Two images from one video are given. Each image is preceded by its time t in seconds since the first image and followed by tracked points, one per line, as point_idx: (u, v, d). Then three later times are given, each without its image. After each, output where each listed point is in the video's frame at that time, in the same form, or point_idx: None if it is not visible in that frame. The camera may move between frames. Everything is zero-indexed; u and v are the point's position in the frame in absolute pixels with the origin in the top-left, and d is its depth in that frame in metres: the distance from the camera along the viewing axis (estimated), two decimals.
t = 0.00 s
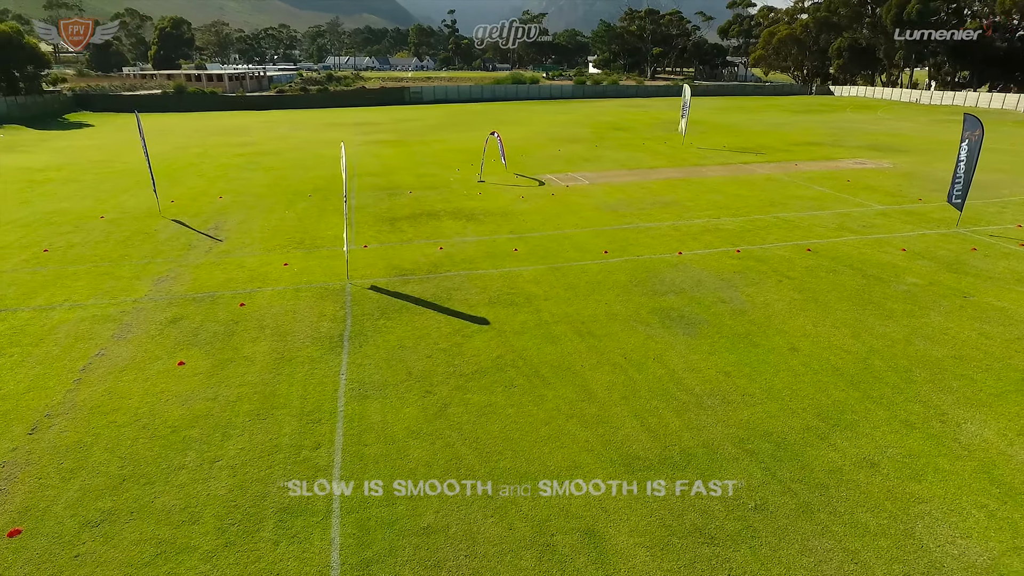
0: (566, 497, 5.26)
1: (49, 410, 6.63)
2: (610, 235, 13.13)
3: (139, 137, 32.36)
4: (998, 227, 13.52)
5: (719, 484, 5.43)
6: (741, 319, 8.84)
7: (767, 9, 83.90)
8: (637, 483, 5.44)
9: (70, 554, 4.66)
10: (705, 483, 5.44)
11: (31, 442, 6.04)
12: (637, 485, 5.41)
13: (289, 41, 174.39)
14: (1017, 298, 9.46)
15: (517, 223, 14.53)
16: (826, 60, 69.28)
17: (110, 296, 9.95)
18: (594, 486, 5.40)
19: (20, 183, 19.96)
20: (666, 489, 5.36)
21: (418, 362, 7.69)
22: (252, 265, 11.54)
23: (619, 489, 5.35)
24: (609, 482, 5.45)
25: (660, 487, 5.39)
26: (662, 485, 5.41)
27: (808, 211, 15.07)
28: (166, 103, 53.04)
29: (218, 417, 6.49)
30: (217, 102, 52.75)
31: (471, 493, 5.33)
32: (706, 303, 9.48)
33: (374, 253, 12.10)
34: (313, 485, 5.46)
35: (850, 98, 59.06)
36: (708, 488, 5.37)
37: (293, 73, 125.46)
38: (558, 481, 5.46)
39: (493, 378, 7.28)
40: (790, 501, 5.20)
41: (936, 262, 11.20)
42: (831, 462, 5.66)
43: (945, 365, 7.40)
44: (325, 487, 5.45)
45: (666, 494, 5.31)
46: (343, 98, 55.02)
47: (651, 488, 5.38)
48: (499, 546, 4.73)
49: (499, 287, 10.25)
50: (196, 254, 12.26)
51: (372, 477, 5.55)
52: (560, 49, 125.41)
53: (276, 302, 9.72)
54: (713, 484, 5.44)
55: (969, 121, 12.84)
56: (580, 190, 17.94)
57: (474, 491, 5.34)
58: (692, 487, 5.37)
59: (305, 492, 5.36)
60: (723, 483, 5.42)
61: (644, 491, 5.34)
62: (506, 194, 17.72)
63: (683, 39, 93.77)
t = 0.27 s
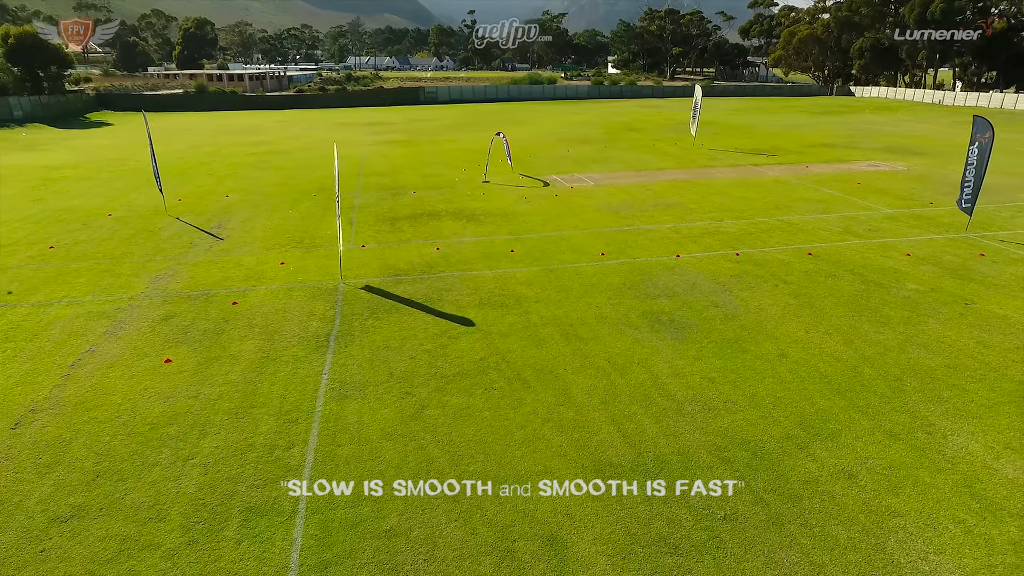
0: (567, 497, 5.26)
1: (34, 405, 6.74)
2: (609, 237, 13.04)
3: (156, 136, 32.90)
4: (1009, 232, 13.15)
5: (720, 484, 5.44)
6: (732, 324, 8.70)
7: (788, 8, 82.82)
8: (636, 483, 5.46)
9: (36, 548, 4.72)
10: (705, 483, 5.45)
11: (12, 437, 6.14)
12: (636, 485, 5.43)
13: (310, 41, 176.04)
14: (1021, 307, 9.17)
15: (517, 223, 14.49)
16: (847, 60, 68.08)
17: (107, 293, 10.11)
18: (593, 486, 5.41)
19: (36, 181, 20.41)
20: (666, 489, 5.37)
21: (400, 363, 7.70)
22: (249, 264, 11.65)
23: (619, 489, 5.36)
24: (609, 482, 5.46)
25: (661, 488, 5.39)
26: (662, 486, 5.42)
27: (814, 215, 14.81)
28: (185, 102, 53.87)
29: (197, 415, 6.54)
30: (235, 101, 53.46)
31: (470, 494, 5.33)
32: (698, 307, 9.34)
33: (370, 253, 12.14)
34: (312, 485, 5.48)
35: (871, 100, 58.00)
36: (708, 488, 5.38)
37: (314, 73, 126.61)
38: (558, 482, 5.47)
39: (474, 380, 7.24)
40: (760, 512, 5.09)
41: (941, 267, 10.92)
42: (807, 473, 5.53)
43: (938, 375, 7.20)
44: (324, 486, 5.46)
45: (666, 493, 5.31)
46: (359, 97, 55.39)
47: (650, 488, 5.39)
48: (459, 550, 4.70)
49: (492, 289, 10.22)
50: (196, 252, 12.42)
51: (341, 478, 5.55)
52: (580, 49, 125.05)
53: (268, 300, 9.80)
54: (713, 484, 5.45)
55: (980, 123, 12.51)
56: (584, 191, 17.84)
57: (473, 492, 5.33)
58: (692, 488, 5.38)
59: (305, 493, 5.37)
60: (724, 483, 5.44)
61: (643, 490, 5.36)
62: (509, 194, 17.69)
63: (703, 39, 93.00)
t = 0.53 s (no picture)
0: (565, 497, 5.29)
1: (20, 400, 6.85)
2: (608, 239, 12.94)
3: (172, 135, 33.42)
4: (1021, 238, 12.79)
5: (721, 484, 5.45)
6: (723, 329, 8.58)
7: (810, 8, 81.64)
8: (637, 483, 5.48)
9: (5, 543, 4.79)
10: (705, 482, 5.47)
11: None
12: (636, 485, 5.45)
13: (331, 41, 177.60)
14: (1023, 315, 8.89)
15: (517, 224, 14.44)
16: (870, 60, 66.87)
17: (105, 290, 10.28)
18: (593, 486, 5.44)
19: (51, 178, 20.84)
20: (666, 489, 5.39)
21: (383, 363, 7.70)
22: (246, 263, 11.76)
23: (619, 489, 5.39)
24: (609, 482, 5.49)
25: (661, 488, 5.41)
26: (662, 485, 5.44)
27: (819, 218, 14.54)
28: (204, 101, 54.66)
29: (178, 413, 6.61)
30: (253, 100, 54.15)
31: (471, 493, 5.34)
32: (690, 311, 9.21)
33: (367, 252, 12.19)
34: (314, 485, 5.48)
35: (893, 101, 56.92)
36: (708, 488, 5.39)
37: (334, 72, 127.69)
38: (557, 481, 5.49)
39: (454, 383, 7.22)
40: (729, 523, 4.99)
41: (945, 273, 10.64)
42: (782, 483, 5.41)
43: (929, 384, 7.01)
44: (326, 487, 5.46)
45: (666, 493, 5.33)
46: (375, 97, 55.73)
47: (651, 488, 5.41)
48: (418, 555, 4.68)
49: (484, 290, 10.20)
50: (196, 250, 12.57)
51: (311, 478, 5.56)
52: (599, 48, 124.53)
53: (261, 299, 9.88)
54: (714, 484, 5.46)
55: (990, 126, 12.17)
56: (588, 193, 17.73)
57: (475, 492, 5.35)
58: (692, 487, 5.39)
59: (307, 493, 5.37)
60: (725, 483, 5.45)
61: (644, 491, 5.37)
62: (512, 195, 17.66)
63: (724, 39, 92.02)
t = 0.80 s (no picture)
0: (565, 497, 5.29)
1: (8, 395, 6.98)
2: (606, 241, 12.85)
3: (188, 134, 33.92)
4: None
5: (721, 484, 5.46)
6: (711, 334, 8.45)
7: (832, 8, 80.40)
8: (637, 484, 5.48)
9: None
10: (706, 483, 5.47)
11: None
12: (637, 486, 5.44)
13: (352, 41, 179.00)
14: None
15: (517, 225, 14.41)
16: (892, 60, 65.74)
17: (103, 287, 10.45)
18: (593, 486, 5.45)
19: (65, 176, 21.25)
20: (666, 489, 5.39)
21: (366, 364, 7.72)
22: (244, 261, 11.87)
23: (619, 489, 5.38)
24: (609, 482, 5.49)
25: (661, 488, 5.42)
26: (662, 486, 5.44)
27: (824, 221, 14.31)
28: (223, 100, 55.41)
29: (158, 410, 6.68)
30: (270, 100, 54.78)
31: (437, 496, 5.32)
32: (680, 315, 9.10)
33: (363, 252, 12.24)
34: (313, 485, 5.50)
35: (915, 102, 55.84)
36: (708, 488, 5.40)
37: (359, 73, 128.88)
38: (558, 482, 5.51)
39: (433, 384, 7.21)
40: (695, 532, 4.92)
41: (947, 279, 10.40)
42: (754, 493, 5.31)
43: (917, 395, 6.84)
44: (325, 486, 5.47)
45: (634, 500, 5.27)
46: (390, 96, 56.03)
47: (651, 488, 5.41)
48: (377, 558, 4.66)
49: (475, 291, 10.18)
50: (197, 248, 12.73)
51: (281, 478, 5.58)
52: (619, 49, 123.91)
53: (253, 298, 9.96)
54: (714, 484, 5.47)
55: (999, 128, 11.86)
56: (591, 194, 17.63)
57: (473, 492, 5.37)
58: (693, 487, 5.39)
59: (305, 493, 5.39)
60: (725, 483, 5.45)
61: (644, 491, 5.37)
62: (515, 196, 17.62)
63: (745, 39, 91.02)
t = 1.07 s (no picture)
0: (564, 498, 5.31)
1: None
2: (602, 243, 12.76)
3: (202, 133, 34.41)
4: None
5: (721, 484, 5.47)
6: (698, 338, 8.35)
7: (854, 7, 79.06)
8: (637, 484, 5.50)
9: None
10: (706, 483, 5.49)
11: None
12: (636, 486, 5.47)
13: (371, 41, 180.21)
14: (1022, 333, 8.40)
15: (516, 226, 14.36)
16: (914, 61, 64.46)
17: (101, 284, 10.61)
18: (593, 486, 5.47)
19: (77, 174, 21.68)
20: (666, 490, 5.41)
21: (348, 364, 7.74)
22: (240, 260, 11.99)
23: (619, 490, 5.41)
24: (609, 482, 5.52)
25: (661, 488, 5.43)
26: (662, 486, 5.45)
27: (827, 225, 14.06)
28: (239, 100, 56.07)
29: (139, 407, 6.76)
30: (285, 100, 55.30)
31: (401, 498, 5.31)
32: (669, 319, 9.01)
33: (359, 252, 12.28)
34: (313, 485, 5.51)
35: (937, 103, 54.69)
36: (708, 488, 5.41)
37: (377, 72, 129.64)
38: (558, 482, 5.53)
39: (412, 386, 7.20)
40: (658, 541, 4.84)
41: (947, 286, 10.15)
42: (723, 502, 5.22)
43: (903, 404, 6.68)
44: (325, 487, 5.49)
45: (600, 506, 5.21)
46: (403, 96, 56.25)
47: (651, 488, 5.43)
48: (335, 560, 4.66)
49: (465, 292, 10.17)
50: (196, 247, 12.88)
51: (250, 477, 5.61)
52: (638, 49, 123.05)
53: (245, 297, 10.05)
54: (714, 484, 5.48)
55: (1007, 131, 11.56)
56: (594, 195, 17.51)
57: (473, 492, 5.39)
58: (692, 487, 5.41)
59: (305, 493, 5.40)
60: (725, 483, 5.47)
61: (643, 491, 5.40)
62: (517, 196, 17.58)
63: (765, 39, 89.82)
